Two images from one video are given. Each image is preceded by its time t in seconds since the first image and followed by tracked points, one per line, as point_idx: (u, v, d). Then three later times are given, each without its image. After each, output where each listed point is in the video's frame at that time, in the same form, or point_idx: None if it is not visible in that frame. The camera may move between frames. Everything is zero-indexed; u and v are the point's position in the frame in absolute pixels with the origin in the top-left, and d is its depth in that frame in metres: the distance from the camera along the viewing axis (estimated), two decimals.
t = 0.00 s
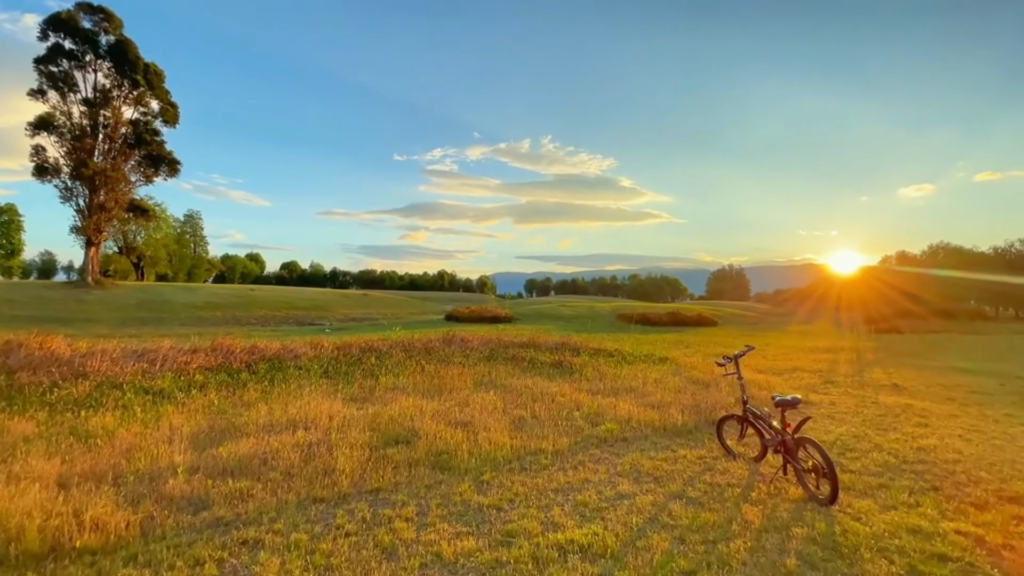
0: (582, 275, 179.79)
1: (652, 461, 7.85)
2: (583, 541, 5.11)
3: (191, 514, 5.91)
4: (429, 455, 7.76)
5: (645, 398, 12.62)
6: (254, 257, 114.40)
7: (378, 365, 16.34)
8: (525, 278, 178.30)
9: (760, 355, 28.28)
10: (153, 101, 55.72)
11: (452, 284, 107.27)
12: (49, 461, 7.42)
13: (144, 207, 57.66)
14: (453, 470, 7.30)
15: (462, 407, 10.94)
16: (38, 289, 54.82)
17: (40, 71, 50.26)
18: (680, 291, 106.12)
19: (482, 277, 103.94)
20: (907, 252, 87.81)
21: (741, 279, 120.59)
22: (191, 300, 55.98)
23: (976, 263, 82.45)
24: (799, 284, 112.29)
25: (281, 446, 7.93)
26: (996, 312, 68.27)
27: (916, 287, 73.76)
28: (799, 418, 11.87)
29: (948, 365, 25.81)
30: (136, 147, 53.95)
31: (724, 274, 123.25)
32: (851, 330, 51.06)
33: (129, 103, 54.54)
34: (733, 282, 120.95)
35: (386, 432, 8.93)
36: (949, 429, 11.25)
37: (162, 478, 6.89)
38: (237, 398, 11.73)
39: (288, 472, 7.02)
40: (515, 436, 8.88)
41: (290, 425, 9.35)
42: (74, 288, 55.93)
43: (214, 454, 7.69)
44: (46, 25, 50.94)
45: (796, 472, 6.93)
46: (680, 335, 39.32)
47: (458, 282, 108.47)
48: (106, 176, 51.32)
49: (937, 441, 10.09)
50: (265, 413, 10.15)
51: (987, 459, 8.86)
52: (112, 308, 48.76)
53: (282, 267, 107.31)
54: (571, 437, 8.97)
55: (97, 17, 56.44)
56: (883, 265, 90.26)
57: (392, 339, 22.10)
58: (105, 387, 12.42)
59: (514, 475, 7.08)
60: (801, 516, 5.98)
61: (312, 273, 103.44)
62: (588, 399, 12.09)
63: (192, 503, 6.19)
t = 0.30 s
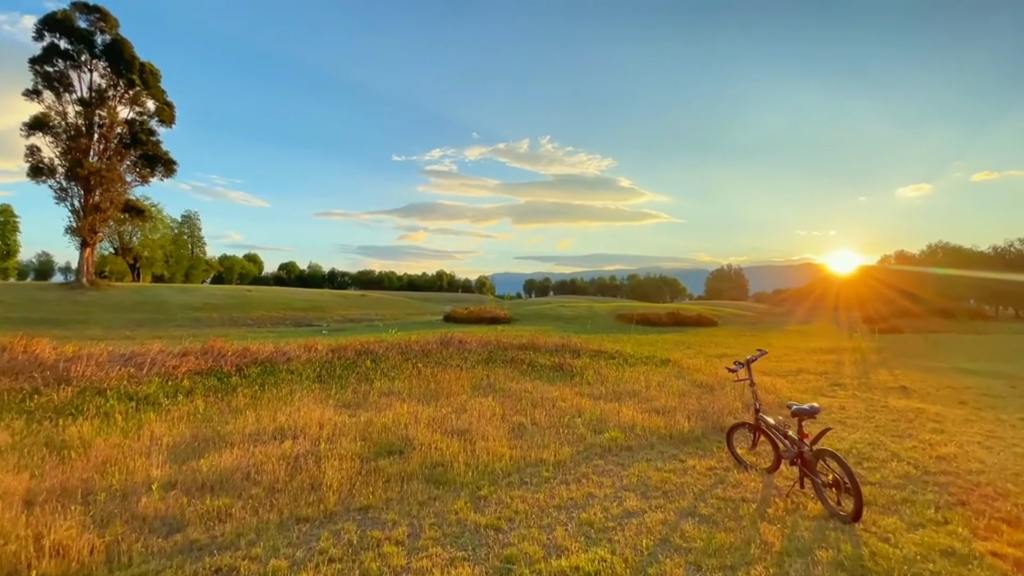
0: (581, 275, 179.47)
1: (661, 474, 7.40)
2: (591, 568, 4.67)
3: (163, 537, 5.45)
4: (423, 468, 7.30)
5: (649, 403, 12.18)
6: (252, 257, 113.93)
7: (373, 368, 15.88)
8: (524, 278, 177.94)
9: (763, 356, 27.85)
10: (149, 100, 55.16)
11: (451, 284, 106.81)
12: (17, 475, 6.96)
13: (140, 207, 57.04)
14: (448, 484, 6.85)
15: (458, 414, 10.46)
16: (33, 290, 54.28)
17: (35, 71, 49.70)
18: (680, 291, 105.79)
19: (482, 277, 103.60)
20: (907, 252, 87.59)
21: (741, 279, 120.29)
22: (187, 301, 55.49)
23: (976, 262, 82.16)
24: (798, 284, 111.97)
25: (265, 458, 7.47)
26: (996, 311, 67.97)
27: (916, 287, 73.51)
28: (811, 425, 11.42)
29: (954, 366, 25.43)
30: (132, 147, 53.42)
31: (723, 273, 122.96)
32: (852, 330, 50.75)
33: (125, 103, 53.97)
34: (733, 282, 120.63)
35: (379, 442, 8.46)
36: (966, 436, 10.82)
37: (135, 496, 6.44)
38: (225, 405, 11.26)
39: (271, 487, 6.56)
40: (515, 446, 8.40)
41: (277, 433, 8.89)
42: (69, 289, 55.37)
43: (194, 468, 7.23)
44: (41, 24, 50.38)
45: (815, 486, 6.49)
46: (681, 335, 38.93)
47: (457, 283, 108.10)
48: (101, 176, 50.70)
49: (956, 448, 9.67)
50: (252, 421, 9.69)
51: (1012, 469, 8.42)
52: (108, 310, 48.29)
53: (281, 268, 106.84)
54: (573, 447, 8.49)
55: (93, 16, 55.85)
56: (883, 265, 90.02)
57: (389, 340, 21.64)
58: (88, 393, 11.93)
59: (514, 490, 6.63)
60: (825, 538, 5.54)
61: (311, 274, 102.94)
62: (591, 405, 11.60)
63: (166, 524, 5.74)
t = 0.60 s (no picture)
0: (581, 277, 179.16)
1: (667, 485, 6.98)
2: None
3: (127, 560, 5.02)
4: (415, 478, 6.87)
5: (652, 407, 11.75)
6: (250, 260, 113.40)
7: (367, 372, 15.41)
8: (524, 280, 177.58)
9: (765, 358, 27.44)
10: (145, 101, 54.70)
11: (450, 286, 106.41)
12: None
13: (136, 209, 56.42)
14: (441, 496, 6.42)
15: (454, 420, 10.02)
16: (27, 293, 53.76)
17: (31, 72, 49.23)
18: (679, 293, 105.42)
19: (481, 279, 103.16)
20: (906, 254, 87.40)
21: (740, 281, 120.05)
22: (183, 304, 55.02)
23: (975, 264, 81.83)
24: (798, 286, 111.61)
25: (246, 469, 7.02)
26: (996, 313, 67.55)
27: (916, 288, 73.28)
28: (821, 430, 10.99)
29: (959, 368, 25.08)
30: (128, 149, 52.96)
31: (723, 275, 122.74)
32: (853, 331, 50.46)
33: (121, 105, 53.53)
34: (732, 283, 120.30)
35: (369, 449, 8.02)
36: (982, 441, 10.41)
37: (102, 511, 6.01)
38: (211, 410, 10.81)
39: (250, 501, 6.12)
40: (512, 454, 7.96)
41: (261, 441, 8.44)
42: (64, 292, 54.85)
43: (169, 481, 6.81)
44: (37, 25, 49.93)
45: (834, 499, 6.09)
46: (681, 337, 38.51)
47: (456, 285, 107.71)
48: (96, 178, 50.13)
49: (974, 455, 9.27)
50: (236, 428, 9.23)
51: None
52: (103, 312, 47.84)
53: (279, 271, 106.39)
54: (574, 455, 8.05)
55: (89, 17, 55.45)
56: (882, 266, 89.76)
57: (385, 343, 21.22)
58: (68, 399, 11.44)
59: (511, 503, 6.19)
60: (848, 557, 5.14)
61: (309, 276, 102.52)
62: (591, 409, 11.17)
63: (132, 545, 5.30)
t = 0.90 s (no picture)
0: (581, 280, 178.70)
1: (675, 503, 6.45)
2: None
3: None
4: (402, 497, 6.34)
5: (656, 415, 11.21)
6: (249, 263, 112.75)
7: (360, 378, 14.86)
8: (523, 284, 177.19)
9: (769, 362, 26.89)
10: (141, 104, 54.24)
11: (449, 289, 105.91)
12: None
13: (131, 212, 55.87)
14: (429, 518, 5.89)
15: (447, 430, 9.48)
16: (21, 297, 53.18)
17: (25, 74, 48.79)
18: (679, 296, 105.01)
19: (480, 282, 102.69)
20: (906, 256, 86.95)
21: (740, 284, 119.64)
22: (179, 307, 54.42)
23: (975, 266, 80.83)
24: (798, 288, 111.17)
25: (218, 487, 6.48)
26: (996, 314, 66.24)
27: (917, 291, 72.84)
28: (834, 439, 10.47)
29: (966, 372, 24.57)
30: (124, 151, 52.46)
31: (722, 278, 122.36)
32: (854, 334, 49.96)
33: (117, 107, 53.06)
34: (732, 286, 119.90)
35: (355, 464, 7.48)
36: (1004, 451, 9.87)
37: (56, 535, 5.48)
38: (191, 420, 10.27)
39: (218, 526, 5.58)
40: (508, 468, 7.42)
41: (240, 455, 7.91)
42: (58, 296, 54.28)
43: (134, 501, 6.28)
44: (31, 27, 49.52)
45: (860, 521, 5.57)
46: (682, 341, 37.98)
47: (455, 288, 107.16)
48: (91, 181, 49.62)
49: (997, 467, 8.74)
50: (215, 440, 8.69)
51: None
52: (97, 316, 47.28)
53: (277, 274, 105.77)
54: (574, 469, 7.52)
55: (84, 19, 55.02)
56: (882, 269, 89.27)
57: (380, 347, 20.67)
58: (42, 408, 10.89)
59: (505, 527, 5.65)
60: None
61: (308, 280, 101.96)
62: (592, 418, 10.63)
63: None
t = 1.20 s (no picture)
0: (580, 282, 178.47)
1: (685, 521, 5.95)
2: None
3: None
4: (388, 514, 5.84)
5: (660, 422, 10.71)
6: (246, 265, 112.30)
7: (351, 383, 14.34)
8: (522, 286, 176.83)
9: (771, 365, 26.43)
10: (137, 104, 53.72)
11: (448, 291, 105.50)
12: None
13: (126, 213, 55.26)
14: (416, 539, 5.39)
15: (440, 438, 9.00)
16: (14, 299, 52.55)
17: (19, 74, 48.25)
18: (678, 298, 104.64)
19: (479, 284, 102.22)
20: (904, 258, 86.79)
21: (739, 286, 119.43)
22: (174, 310, 53.85)
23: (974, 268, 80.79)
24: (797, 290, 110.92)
25: (188, 505, 5.97)
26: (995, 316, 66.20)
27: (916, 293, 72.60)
28: (846, 447, 9.97)
29: (970, 374, 24.16)
30: (119, 152, 51.90)
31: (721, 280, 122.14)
32: (854, 336, 49.63)
33: (112, 108, 52.52)
34: (731, 288, 119.65)
35: (340, 476, 6.99)
36: None
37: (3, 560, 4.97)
38: (170, 428, 9.75)
39: (184, 550, 5.08)
40: (503, 481, 6.93)
41: (217, 468, 7.41)
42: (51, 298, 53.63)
43: (95, 520, 5.77)
44: (26, 27, 49.00)
45: (887, 543, 5.10)
46: (683, 343, 37.54)
47: (453, 290, 106.70)
48: (85, 182, 49.03)
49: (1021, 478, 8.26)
50: (192, 450, 8.18)
51: None
52: (90, 319, 46.67)
53: (275, 276, 105.29)
54: (574, 482, 7.02)
55: (80, 19, 54.55)
56: (880, 271, 89.07)
57: (375, 350, 20.16)
58: (14, 416, 10.35)
59: (500, 550, 5.15)
60: None
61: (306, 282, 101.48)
62: (593, 425, 10.13)
63: None
